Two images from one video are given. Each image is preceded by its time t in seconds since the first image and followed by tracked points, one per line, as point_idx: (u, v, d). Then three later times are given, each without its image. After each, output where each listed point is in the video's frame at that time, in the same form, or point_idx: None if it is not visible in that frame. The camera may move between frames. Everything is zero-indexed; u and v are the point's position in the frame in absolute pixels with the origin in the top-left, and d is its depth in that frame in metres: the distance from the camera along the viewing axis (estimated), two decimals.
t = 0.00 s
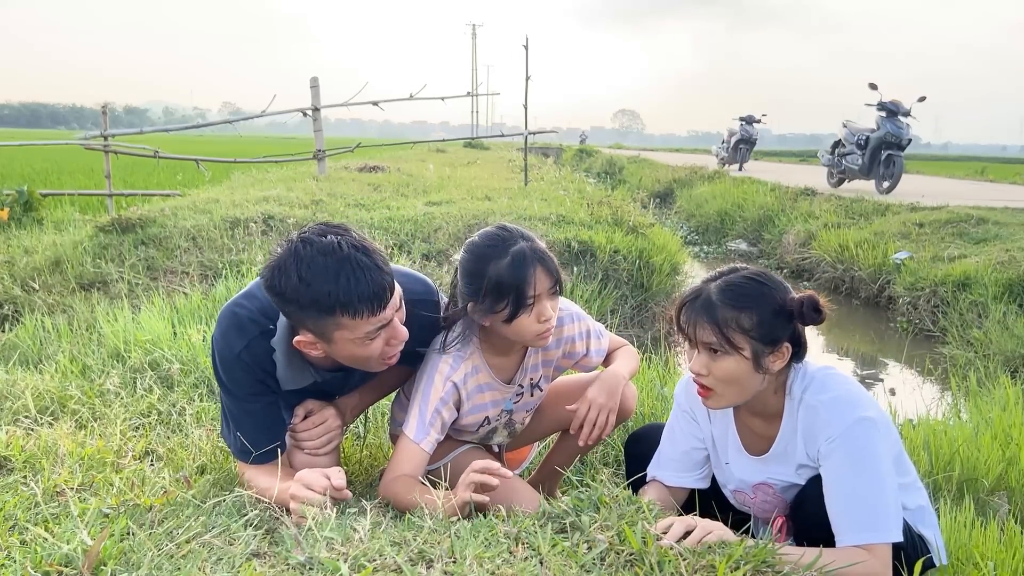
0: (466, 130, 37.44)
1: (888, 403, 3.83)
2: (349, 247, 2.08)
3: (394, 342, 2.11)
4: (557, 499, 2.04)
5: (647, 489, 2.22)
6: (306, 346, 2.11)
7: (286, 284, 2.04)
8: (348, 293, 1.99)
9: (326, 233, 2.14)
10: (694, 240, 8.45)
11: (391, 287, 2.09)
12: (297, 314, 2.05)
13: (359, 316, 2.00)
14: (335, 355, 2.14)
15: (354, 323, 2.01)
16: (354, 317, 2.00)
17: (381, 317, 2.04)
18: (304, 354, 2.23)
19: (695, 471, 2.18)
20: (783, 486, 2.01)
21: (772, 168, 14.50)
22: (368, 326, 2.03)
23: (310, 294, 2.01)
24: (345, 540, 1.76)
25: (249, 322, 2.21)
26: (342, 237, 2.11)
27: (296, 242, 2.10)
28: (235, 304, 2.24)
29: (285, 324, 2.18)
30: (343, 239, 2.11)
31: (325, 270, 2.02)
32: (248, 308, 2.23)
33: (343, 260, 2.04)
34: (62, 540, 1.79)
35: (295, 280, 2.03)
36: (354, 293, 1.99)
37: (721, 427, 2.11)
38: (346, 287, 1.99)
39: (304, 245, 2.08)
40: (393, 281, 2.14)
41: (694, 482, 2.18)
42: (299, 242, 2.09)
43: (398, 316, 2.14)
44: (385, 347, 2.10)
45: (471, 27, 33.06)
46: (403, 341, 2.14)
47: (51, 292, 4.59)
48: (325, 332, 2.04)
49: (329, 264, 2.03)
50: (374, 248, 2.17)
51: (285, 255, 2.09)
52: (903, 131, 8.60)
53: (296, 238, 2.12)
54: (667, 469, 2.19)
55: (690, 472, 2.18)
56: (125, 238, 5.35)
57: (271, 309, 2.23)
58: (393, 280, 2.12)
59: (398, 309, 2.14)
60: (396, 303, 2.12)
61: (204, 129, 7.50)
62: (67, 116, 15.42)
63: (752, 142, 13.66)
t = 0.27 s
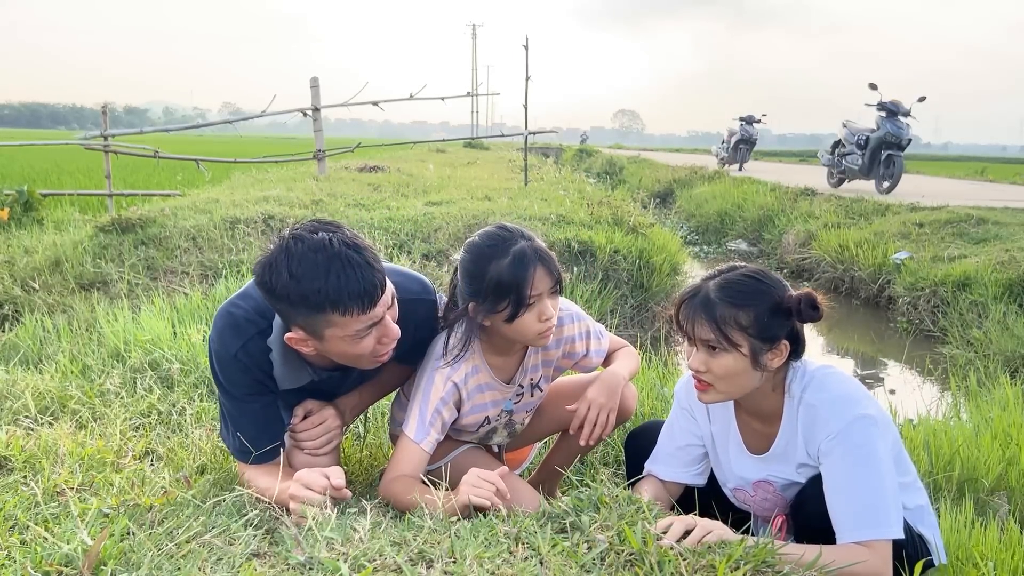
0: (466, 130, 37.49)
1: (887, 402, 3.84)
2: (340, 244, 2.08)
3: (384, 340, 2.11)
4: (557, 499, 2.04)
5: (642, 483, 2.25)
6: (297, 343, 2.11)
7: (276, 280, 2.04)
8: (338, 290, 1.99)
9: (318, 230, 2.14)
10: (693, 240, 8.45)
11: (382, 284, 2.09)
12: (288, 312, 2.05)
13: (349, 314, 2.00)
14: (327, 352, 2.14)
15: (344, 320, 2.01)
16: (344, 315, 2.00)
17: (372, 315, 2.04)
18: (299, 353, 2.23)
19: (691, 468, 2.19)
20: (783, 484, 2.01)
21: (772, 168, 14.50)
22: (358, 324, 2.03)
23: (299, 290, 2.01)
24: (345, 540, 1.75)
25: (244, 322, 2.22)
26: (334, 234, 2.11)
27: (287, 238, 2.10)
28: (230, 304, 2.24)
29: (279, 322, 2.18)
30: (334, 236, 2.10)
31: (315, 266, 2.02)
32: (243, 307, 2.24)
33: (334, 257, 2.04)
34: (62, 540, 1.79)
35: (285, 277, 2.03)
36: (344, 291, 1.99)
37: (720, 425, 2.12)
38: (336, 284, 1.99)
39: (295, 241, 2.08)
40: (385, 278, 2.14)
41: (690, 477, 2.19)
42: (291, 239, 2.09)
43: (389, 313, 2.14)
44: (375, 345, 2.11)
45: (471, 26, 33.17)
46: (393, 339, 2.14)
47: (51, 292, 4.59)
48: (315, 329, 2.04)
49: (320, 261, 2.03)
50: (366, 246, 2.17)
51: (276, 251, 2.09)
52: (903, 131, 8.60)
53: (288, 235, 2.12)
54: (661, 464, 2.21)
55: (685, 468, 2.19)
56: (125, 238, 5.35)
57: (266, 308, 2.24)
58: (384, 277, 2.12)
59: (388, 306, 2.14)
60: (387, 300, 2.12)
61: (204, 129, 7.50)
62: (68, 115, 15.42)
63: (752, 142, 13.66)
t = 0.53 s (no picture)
0: (465, 129, 37.50)
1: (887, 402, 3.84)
2: (339, 245, 2.07)
3: (382, 341, 2.11)
4: (557, 499, 2.04)
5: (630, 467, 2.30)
6: (295, 343, 2.11)
7: (274, 281, 2.04)
8: (336, 291, 1.99)
9: (316, 231, 2.14)
10: (693, 240, 8.45)
11: (380, 286, 2.09)
12: (286, 312, 2.05)
13: (346, 315, 2.00)
14: (324, 353, 2.14)
15: (342, 321, 2.01)
16: (342, 316, 2.00)
17: (369, 316, 2.04)
18: (298, 353, 2.23)
19: (677, 457, 2.23)
20: (778, 484, 2.01)
21: (771, 168, 14.51)
22: (355, 325, 2.03)
23: (298, 291, 2.00)
24: (345, 539, 1.75)
25: (243, 322, 2.22)
26: (332, 235, 2.11)
27: (286, 239, 2.10)
28: (229, 305, 2.24)
29: (277, 323, 2.18)
30: (332, 237, 2.10)
31: (313, 267, 2.02)
32: (241, 308, 2.24)
33: (332, 259, 2.04)
34: (63, 540, 1.79)
35: (283, 277, 2.03)
36: (342, 292, 1.99)
37: (720, 424, 2.12)
38: (334, 285, 1.99)
39: (293, 242, 2.08)
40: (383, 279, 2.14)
41: (677, 466, 2.23)
42: (290, 240, 2.09)
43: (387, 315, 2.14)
44: (373, 347, 2.11)
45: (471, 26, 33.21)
46: (391, 340, 2.14)
47: (51, 292, 4.59)
48: (313, 330, 2.04)
49: (318, 262, 2.03)
50: (364, 247, 2.17)
51: (275, 252, 2.09)
52: (903, 131, 8.60)
53: (286, 236, 2.12)
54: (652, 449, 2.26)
55: (671, 457, 2.23)
56: (125, 238, 5.35)
57: (264, 308, 2.24)
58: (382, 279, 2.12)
59: (387, 307, 2.14)
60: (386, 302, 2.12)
61: (204, 129, 7.50)
62: (67, 116, 15.42)
63: (752, 142, 13.66)
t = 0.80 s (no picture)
0: (465, 129, 37.51)
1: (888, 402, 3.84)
2: (341, 246, 2.08)
3: (383, 340, 2.11)
4: (557, 499, 2.04)
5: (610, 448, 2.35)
6: (295, 344, 2.11)
7: (276, 281, 2.04)
8: (338, 292, 1.99)
9: (318, 232, 2.14)
10: (694, 240, 8.45)
11: (382, 287, 2.09)
12: (287, 312, 2.05)
13: (347, 316, 2.00)
14: (324, 353, 2.14)
15: (343, 322, 2.01)
16: (343, 317, 2.00)
17: (370, 317, 2.04)
18: (298, 354, 2.23)
19: (658, 445, 2.28)
20: (778, 482, 2.02)
21: (771, 168, 14.51)
22: (356, 326, 2.03)
23: (300, 291, 2.00)
24: (345, 540, 1.75)
25: (243, 323, 2.22)
26: (334, 236, 2.11)
27: (288, 239, 2.10)
28: (229, 305, 2.24)
29: (277, 323, 2.18)
30: (335, 238, 2.11)
31: (315, 268, 2.02)
32: (241, 308, 2.24)
33: (334, 260, 2.04)
34: (63, 540, 1.79)
35: (285, 277, 2.03)
36: (344, 293, 1.99)
37: (719, 423, 2.12)
38: (336, 285, 1.99)
39: (296, 243, 2.08)
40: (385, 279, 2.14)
41: (657, 454, 2.29)
42: (292, 240, 2.09)
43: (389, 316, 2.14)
44: (373, 347, 2.11)
45: (471, 26, 33.28)
46: (392, 340, 2.14)
47: (51, 292, 4.60)
48: (313, 330, 2.04)
49: (320, 263, 2.03)
50: (366, 248, 2.17)
51: (277, 252, 2.09)
52: (903, 131, 8.60)
53: (288, 236, 2.12)
54: (633, 432, 2.32)
55: (653, 444, 2.28)
56: (125, 238, 5.35)
57: (264, 309, 2.24)
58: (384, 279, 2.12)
59: (388, 307, 2.13)
60: (387, 302, 2.12)
61: (204, 129, 7.50)
62: (67, 116, 15.41)
63: (752, 142, 13.66)
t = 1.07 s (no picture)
0: (465, 129, 37.54)
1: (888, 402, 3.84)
2: (342, 246, 2.08)
3: (382, 340, 2.11)
4: (557, 499, 2.04)
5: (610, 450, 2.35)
6: (296, 343, 2.11)
7: (277, 280, 2.04)
8: (338, 291, 1.99)
9: (320, 231, 2.14)
10: (694, 240, 8.45)
11: (383, 287, 2.09)
12: (288, 312, 2.05)
13: (348, 315, 2.00)
14: (325, 353, 2.15)
15: (344, 322, 2.01)
16: (344, 316, 2.00)
17: (371, 317, 2.04)
18: (298, 353, 2.23)
19: (659, 446, 2.28)
20: (778, 481, 2.02)
21: (771, 168, 14.51)
22: (357, 326, 2.03)
23: (301, 291, 2.00)
24: (345, 539, 1.75)
25: (244, 322, 2.22)
26: (335, 235, 2.11)
27: (290, 238, 2.10)
28: (230, 305, 2.24)
29: (278, 323, 2.18)
30: (336, 238, 2.11)
31: (316, 267, 2.02)
32: (242, 308, 2.24)
33: (336, 259, 2.04)
34: (62, 540, 1.79)
35: (286, 277, 2.03)
36: (345, 292, 1.99)
37: (720, 423, 2.12)
38: (336, 285, 1.99)
39: (298, 242, 2.08)
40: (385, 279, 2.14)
41: (657, 454, 2.28)
42: (293, 239, 2.09)
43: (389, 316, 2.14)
44: (374, 347, 2.11)
45: (471, 26, 33.32)
46: (392, 340, 2.14)
47: (51, 292, 4.60)
48: (313, 330, 2.04)
49: (322, 263, 2.03)
50: (367, 247, 2.17)
51: (278, 251, 2.09)
52: (903, 131, 8.60)
53: (290, 235, 2.12)
54: (634, 433, 2.32)
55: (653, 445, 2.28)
56: (125, 238, 5.35)
57: (265, 309, 2.24)
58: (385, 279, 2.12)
59: (387, 308, 2.12)
60: (387, 301, 2.11)
61: (204, 129, 7.49)
62: (67, 116, 15.40)
63: (752, 142, 13.66)
